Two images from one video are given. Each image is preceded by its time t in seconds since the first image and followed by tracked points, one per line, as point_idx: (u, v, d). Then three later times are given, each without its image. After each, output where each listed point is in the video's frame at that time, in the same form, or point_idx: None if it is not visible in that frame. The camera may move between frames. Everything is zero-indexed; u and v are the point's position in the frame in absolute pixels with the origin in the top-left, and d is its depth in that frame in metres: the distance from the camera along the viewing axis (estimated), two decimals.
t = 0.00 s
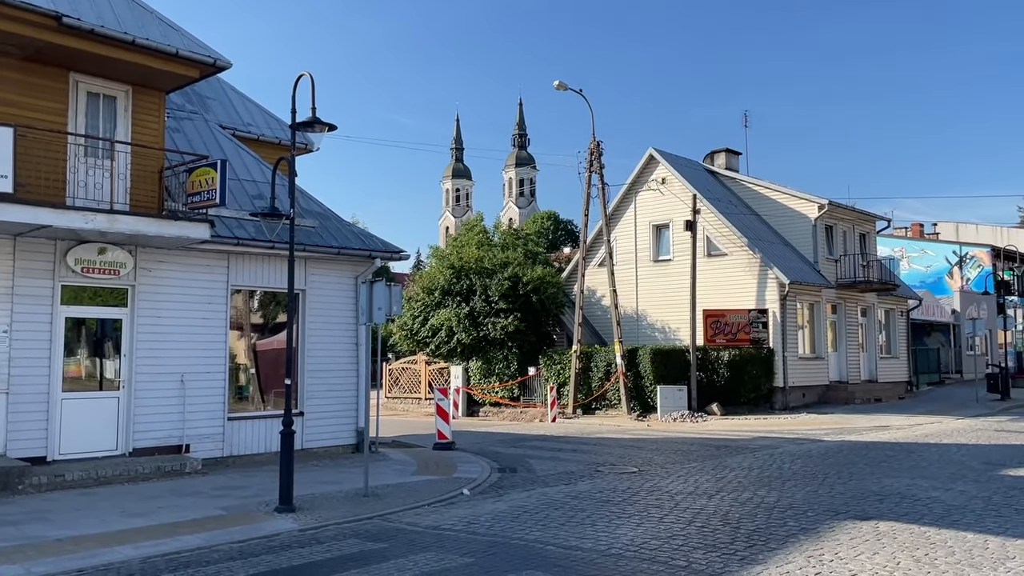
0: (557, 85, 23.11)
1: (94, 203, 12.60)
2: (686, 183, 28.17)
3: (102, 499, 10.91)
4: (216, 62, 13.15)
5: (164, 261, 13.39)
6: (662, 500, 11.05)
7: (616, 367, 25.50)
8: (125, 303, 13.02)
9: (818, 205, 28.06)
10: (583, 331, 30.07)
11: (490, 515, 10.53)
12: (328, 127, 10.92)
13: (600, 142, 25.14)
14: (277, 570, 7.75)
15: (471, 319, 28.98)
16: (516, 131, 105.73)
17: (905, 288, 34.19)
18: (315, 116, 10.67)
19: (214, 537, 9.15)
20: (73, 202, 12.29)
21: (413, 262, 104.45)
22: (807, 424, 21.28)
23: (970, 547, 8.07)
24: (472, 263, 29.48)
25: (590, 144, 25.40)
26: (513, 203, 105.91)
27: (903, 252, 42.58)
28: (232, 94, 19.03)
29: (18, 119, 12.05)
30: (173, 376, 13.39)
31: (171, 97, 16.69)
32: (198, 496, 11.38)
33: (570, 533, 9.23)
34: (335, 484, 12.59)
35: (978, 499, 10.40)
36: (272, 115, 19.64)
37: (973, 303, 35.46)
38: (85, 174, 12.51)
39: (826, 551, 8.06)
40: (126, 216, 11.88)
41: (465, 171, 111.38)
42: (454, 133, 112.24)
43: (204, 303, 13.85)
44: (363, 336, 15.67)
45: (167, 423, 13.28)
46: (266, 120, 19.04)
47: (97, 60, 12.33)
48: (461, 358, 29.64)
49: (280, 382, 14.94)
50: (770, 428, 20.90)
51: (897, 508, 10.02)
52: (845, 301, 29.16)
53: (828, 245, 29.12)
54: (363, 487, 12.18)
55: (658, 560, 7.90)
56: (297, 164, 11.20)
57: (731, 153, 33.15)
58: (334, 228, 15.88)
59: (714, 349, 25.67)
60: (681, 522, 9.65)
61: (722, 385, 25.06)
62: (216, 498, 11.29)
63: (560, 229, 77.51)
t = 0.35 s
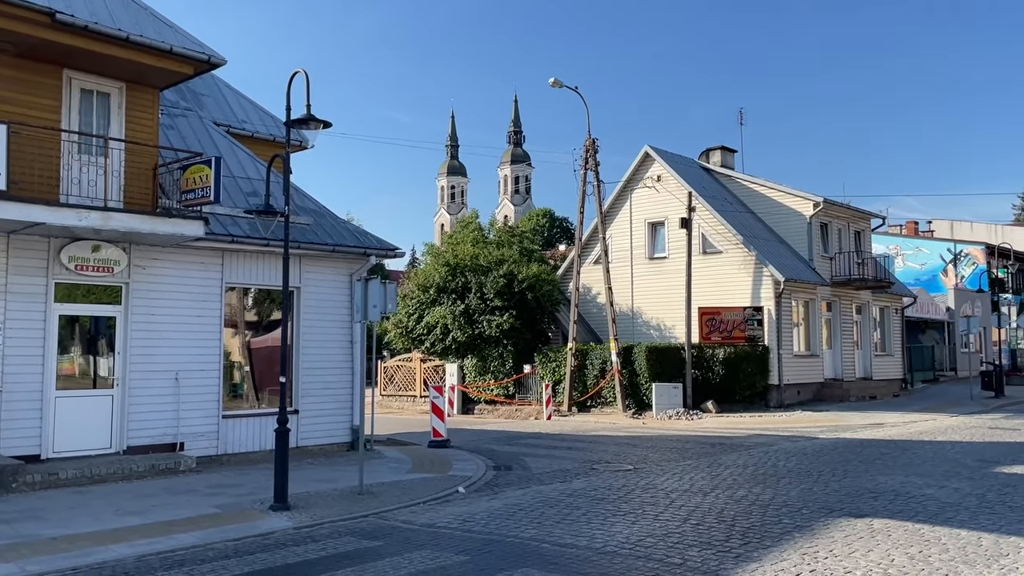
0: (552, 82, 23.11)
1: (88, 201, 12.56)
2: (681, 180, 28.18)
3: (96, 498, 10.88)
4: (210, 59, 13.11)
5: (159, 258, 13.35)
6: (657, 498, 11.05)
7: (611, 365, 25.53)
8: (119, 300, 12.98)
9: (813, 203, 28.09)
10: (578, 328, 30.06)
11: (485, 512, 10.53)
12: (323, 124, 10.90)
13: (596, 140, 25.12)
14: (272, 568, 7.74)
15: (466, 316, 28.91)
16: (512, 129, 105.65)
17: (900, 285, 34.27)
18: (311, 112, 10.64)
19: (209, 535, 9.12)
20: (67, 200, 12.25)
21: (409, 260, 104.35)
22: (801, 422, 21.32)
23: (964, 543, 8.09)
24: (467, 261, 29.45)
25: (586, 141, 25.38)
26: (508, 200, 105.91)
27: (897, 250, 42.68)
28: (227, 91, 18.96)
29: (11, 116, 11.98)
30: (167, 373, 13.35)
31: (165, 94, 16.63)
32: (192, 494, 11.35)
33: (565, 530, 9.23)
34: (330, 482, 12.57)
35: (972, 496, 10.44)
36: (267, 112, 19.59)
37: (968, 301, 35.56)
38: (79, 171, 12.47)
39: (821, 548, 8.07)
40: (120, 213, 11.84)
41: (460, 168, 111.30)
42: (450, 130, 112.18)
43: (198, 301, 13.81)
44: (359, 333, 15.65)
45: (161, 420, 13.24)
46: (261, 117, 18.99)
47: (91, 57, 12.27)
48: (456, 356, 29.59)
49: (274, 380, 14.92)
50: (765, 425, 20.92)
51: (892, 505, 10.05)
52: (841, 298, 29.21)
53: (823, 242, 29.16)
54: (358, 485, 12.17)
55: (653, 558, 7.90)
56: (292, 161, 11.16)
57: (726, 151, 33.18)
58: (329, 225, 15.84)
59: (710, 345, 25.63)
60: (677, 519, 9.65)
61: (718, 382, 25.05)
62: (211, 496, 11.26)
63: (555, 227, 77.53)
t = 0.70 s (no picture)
0: (546, 79, 23.10)
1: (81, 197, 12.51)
2: (675, 177, 28.20)
3: (90, 495, 10.85)
4: (203, 55, 13.05)
5: (152, 256, 13.31)
6: (651, 494, 11.07)
7: (605, 362, 25.57)
8: (112, 298, 12.93)
9: (807, 200, 28.14)
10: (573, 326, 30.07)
11: (480, 509, 10.53)
12: (317, 121, 10.87)
13: (590, 137, 25.13)
14: (266, 565, 7.73)
15: (460, 314, 28.92)
16: (506, 126, 105.59)
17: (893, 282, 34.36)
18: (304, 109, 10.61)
19: (203, 532, 9.11)
20: (59, 196, 12.20)
21: (403, 257, 104.25)
22: (795, 419, 21.38)
23: (957, 539, 8.13)
24: (462, 258, 29.43)
25: (580, 138, 25.39)
26: (502, 197, 105.87)
27: (890, 247, 42.80)
28: (220, 88, 18.90)
29: (3, 112, 11.93)
30: (161, 371, 13.31)
31: (158, 91, 16.56)
32: (187, 492, 11.33)
33: (560, 527, 9.24)
34: (325, 479, 12.56)
35: (966, 492, 10.48)
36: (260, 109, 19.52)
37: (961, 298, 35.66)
38: (71, 168, 12.42)
39: (815, 544, 8.10)
40: (113, 210, 11.79)
41: (455, 166, 111.25)
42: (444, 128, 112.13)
43: (192, 298, 13.77)
44: (353, 331, 15.62)
45: (155, 418, 13.20)
46: (254, 114, 18.92)
47: (83, 53, 12.20)
48: (450, 354, 29.58)
49: (269, 377, 14.89)
50: (759, 422, 20.96)
51: (886, 501, 10.08)
52: (834, 295, 29.28)
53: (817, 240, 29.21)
54: (353, 482, 12.16)
55: (648, 554, 7.91)
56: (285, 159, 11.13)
57: (721, 148, 33.22)
58: (322, 222, 15.80)
59: (704, 343, 25.77)
60: (671, 515, 9.67)
61: (711, 379, 25.16)
62: (205, 494, 11.24)
63: (549, 224, 77.59)
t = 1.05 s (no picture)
0: (535, 76, 23.09)
1: (67, 194, 12.42)
2: (664, 174, 28.28)
3: (77, 494, 10.79)
4: (190, 52, 12.98)
5: (139, 253, 13.24)
6: (641, 490, 11.11)
7: (594, 359, 25.62)
8: (99, 296, 12.85)
9: (795, 197, 28.25)
10: (562, 323, 30.06)
11: (470, 506, 10.53)
12: (306, 117, 10.84)
13: (579, 134, 25.14)
14: (255, 563, 7.71)
15: (449, 311, 28.85)
16: (495, 123, 105.50)
17: (880, 278, 34.55)
18: (293, 106, 10.59)
19: (192, 530, 9.08)
20: (45, 193, 12.11)
21: (393, 254, 104.02)
22: (782, 414, 21.51)
23: (943, 533, 8.19)
24: (450, 255, 29.40)
25: (569, 135, 25.40)
26: (491, 194, 105.81)
27: (876, 244, 42.98)
28: (207, 84, 18.80)
29: None
30: (149, 369, 13.24)
31: (145, 87, 16.46)
32: (175, 490, 11.29)
33: (549, 523, 9.26)
34: (314, 477, 12.54)
35: (952, 487, 10.57)
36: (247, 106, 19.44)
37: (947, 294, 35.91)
38: (57, 165, 12.33)
39: (802, 539, 8.15)
40: (99, 208, 11.72)
41: (443, 162, 111.15)
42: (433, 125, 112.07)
43: (179, 296, 13.71)
44: (342, 328, 15.60)
45: (143, 416, 13.14)
46: (242, 111, 18.83)
47: (69, 49, 12.12)
48: (440, 351, 29.59)
49: (257, 374, 14.85)
50: (747, 418, 21.07)
51: (873, 496, 10.15)
52: (821, 292, 29.44)
53: (805, 236, 29.34)
54: (342, 480, 12.15)
55: (637, 550, 7.94)
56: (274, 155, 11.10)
57: (709, 145, 33.31)
58: (310, 219, 15.76)
59: (693, 340, 25.83)
60: (660, 511, 9.71)
61: (701, 375, 25.27)
62: (194, 492, 11.20)
63: (538, 221, 77.64)
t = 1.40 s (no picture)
0: (515, 72, 23.07)
1: (41, 190, 12.26)
2: (643, 171, 28.39)
3: (53, 494, 10.66)
4: (166, 46, 12.84)
5: (115, 250, 13.10)
6: (620, 485, 11.16)
7: (574, 355, 25.67)
8: (74, 293, 12.70)
9: (772, 193, 28.47)
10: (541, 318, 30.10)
11: (450, 502, 10.53)
12: (283, 112, 10.77)
13: (558, 130, 25.16)
14: (233, 562, 7.65)
15: (429, 307, 28.80)
16: (474, 119, 105.34)
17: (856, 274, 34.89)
18: (271, 101, 10.50)
19: (169, 529, 9.00)
20: (18, 189, 11.94)
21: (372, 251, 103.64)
22: (760, 409, 21.70)
23: (918, 525, 8.31)
24: (430, 252, 29.34)
25: (549, 131, 25.41)
26: (471, 190, 105.69)
27: (852, 240, 43.30)
28: (183, 79, 18.61)
29: None
30: (125, 367, 13.10)
31: (120, 82, 16.26)
32: (152, 488, 11.19)
33: (529, 519, 9.28)
34: (292, 475, 12.48)
35: (926, 479, 10.71)
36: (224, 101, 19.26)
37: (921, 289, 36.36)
38: (30, 160, 12.16)
39: (780, 532, 8.23)
40: (74, 204, 11.57)
41: (422, 158, 110.87)
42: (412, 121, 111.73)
43: (155, 292, 13.58)
44: (320, 325, 15.52)
45: (119, 414, 13.01)
46: (218, 106, 18.66)
47: (43, 43, 11.95)
48: (419, 347, 29.55)
49: (235, 372, 14.74)
50: (726, 413, 21.24)
51: (849, 489, 10.28)
52: (798, 287, 29.70)
53: (781, 232, 29.57)
54: (321, 477, 12.10)
55: (616, 545, 7.99)
56: (251, 151, 11.01)
57: (687, 142, 33.48)
58: (288, 215, 15.65)
59: (671, 335, 26.03)
60: (639, 506, 9.77)
61: (679, 370, 25.50)
62: (171, 490, 11.11)
63: (518, 217, 77.70)
